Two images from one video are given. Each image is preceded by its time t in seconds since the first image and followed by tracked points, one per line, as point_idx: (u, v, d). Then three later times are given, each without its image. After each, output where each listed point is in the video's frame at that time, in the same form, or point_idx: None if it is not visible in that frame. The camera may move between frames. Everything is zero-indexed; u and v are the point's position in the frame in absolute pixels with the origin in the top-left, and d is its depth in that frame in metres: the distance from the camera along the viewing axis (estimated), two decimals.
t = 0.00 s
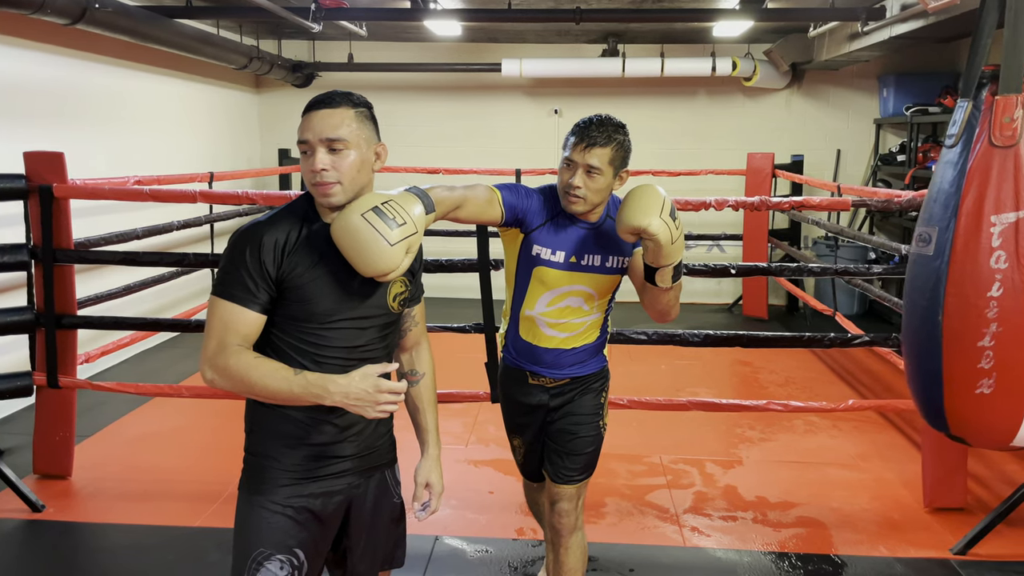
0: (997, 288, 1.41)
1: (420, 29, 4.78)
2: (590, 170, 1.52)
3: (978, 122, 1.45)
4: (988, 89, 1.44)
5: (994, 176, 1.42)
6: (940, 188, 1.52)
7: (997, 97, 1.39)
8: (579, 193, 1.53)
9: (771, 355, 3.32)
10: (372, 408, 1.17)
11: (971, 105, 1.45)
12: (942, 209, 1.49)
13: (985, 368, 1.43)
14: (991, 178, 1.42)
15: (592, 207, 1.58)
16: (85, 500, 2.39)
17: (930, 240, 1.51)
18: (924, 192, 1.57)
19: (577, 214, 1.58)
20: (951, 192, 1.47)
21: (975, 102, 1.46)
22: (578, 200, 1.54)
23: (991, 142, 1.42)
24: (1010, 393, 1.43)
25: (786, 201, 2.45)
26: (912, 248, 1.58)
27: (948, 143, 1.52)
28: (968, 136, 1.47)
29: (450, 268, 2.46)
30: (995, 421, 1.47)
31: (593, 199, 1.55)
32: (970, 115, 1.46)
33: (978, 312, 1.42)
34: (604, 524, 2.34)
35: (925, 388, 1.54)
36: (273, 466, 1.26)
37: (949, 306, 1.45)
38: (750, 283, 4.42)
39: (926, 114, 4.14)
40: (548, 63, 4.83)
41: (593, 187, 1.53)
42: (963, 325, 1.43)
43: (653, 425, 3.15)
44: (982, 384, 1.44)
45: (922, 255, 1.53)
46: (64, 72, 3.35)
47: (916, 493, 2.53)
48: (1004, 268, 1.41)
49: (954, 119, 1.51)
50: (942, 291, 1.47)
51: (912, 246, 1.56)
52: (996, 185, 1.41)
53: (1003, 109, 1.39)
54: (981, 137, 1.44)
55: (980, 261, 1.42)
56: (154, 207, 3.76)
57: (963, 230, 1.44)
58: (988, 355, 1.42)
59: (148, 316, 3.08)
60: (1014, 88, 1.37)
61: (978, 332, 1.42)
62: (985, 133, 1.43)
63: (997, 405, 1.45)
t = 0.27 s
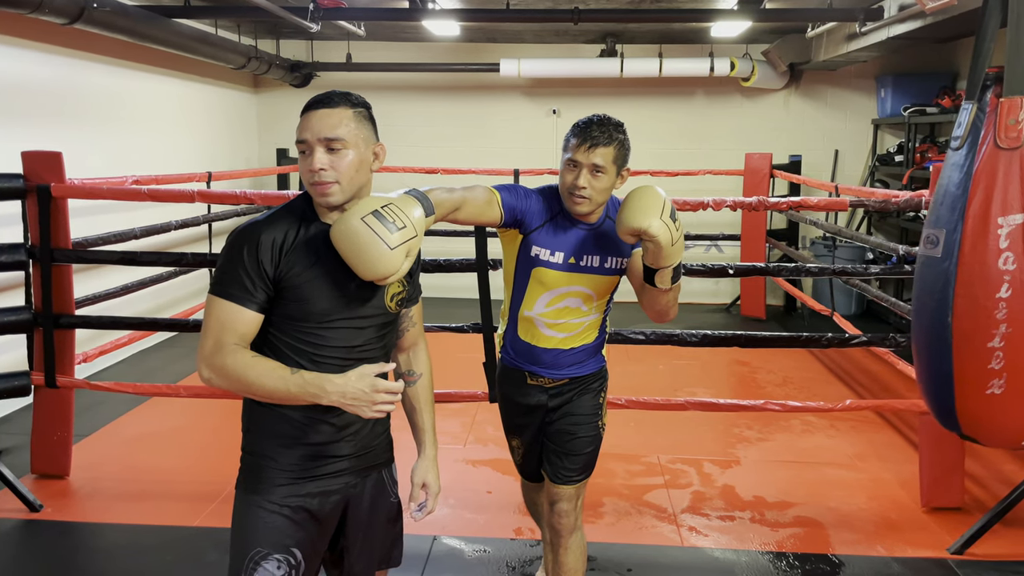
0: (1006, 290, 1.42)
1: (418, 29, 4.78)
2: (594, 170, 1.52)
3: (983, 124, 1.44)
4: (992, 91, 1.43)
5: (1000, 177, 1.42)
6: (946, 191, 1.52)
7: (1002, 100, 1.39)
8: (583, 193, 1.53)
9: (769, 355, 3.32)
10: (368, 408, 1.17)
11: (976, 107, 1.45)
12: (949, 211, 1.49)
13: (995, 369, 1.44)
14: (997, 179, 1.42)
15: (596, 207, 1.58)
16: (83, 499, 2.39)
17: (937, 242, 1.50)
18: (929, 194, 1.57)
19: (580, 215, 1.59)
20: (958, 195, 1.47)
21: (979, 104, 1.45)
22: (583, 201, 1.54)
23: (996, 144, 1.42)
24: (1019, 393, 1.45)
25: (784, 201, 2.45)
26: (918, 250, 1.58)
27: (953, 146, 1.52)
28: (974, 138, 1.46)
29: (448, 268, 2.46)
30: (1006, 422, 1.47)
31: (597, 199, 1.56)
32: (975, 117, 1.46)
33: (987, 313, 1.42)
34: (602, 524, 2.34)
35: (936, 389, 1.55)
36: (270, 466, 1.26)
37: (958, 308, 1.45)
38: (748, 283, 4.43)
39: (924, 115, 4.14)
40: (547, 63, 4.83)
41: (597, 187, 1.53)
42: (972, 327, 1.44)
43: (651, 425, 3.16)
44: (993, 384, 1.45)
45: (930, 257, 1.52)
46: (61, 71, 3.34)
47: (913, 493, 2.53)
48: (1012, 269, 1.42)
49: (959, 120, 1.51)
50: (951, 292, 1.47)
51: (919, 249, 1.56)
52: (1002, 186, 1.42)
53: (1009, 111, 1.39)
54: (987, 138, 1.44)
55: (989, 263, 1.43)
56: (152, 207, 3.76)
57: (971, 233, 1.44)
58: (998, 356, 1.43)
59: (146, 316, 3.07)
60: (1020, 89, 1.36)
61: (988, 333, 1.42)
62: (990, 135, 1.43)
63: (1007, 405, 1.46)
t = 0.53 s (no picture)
0: (1008, 290, 1.44)
1: (416, 28, 4.78)
2: (593, 169, 1.52)
3: (984, 125, 1.47)
4: (992, 91, 1.46)
5: (1001, 177, 1.44)
6: (948, 191, 1.55)
7: (1002, 101, 1.42)
8: (582, 192, 1.53)
9: (766, 355, 3.32)
10: (365, 407, 1.17)
11: (976, 107, 1.48)
12: (951, 211, 1.52)
13: (998, 367, 1.47)
14: (998, 179, 1.44)
15: (594, 207, 1.58)
16: (80, 499, 2.39)
17: (940, 242, 1.54)
18: (933, 194, 1.60)
19: (580, 214, 1.58)
20: (960, 195, 1.50)
21: (980, 105, 1.48)
22: (582, 200, 1.54)
23: (997, 144, 1.44)
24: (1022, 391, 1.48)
25: (781, 201, 2.45)
26: (923, 250, 1.61)
27: (955, 146, 1.55)
28: (974, 139, 1.49)
29: (446, 267, 2.45)
30: (1010, 419, 1.51)
31: (596, 199, 1.56)
32: (975, 117, 1.49)
33: (990, 313, 1.45)
34: (599, 524, 2.34)
35: (940, 386, 1.58)
36: (267, 465, 1.26)
37: (961, 307, 1.49)
38: (745, 283, 4.43)
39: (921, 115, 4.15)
40: (544, 63, 4.83)
41: (596, 186, 1.53)
42: (974, 327, 1.47)
43: (648, 425, 3.16)
44: (996, 383, 1.48)
45: (933, 257, 1.56)
46: (58, 70, 3.34)
47: (910, 493, 2.53)
48: (1014, 269, 1.44)
49: (960, 121, 1.54)
50: (953, 292, 1.50)
51: (922, 248, 1.59)
52: (1003, 186, 1.44)
53: (1008, 112, 1.41)
54: (987, 139, 1.46)
55: (991, 263, 1.45)
56: (149, 206, 3.75)
57: (972, 233, 1.47)
58: (1001, 355, 1.46)
59: (143, 316, 3.07)
60: (1019, 90, 1.39)
61: (990, 333, 1.45)
62: (991, 135, 1.45)
63: (1011, 402, 1.49)
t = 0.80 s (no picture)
0: (999, 289, 1.42)
1: (413, 27, 4.78)
2: (588, 168, 1.52)
3: (976, 125, 1.45)
4: (985, 92, 1.44)
5: (994, 177, 1.42)
6: (940, 191, 1.52)
7: (994, 101, 1.41)
8: (578, 191, 1.53)
9: (761, 354, 3.33)
10: (361, 406, 1.16)
11: (969, 107, 1.45)
12: (944, 211, 1.49)
13: (989, 366, 1.44)
14: (990, 179, 1.42)
15: (589, 205, 1.58)
16: (75, 498, 2.38)
17: (931, 242, 1.51)
18: (923, 194, 1.57)
19: (575, 213, 1.59)
20: (953, 195, 1.47)
21: (972, 105, 1.45)
22: (577, 199, 1.54)
23: (990, 145, 1.42)
24: (1014, 389, 1.45)
25: (777, 200, 2.45)
26: (913, 250, 1.58)
27: (947, 146, 1.52)
28: (967, 139, 1.47)
29: (442, 266, 2.45)
30: (1000, 417, 1.49)
31: (591, 197, 1.56)
32: (968, 117, 1.46)
33: (981, 312, 1.43)
34: (594, 522, 2.35)
35: (930, 384, 1.56)
36: (263, 464, 1.26)
37: (953, 306, 1.46)
38: (741, 281, 4.43)
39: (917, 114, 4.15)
40: (541, 62, 4.83)
41: (591, 185, 1.54)
42: (966, 325, 1.44)
43: (644, 423, 3.16)
44: (986, 381, 1.46)
45: (925, 256, 1.53)
46: (53, 68, 3.32)
47: (905, 491, 2.54)
48: (1005, 268, 1.41)
49: (951, 121, 1.51)
50: (945, 291, 1.48)
51: (913, 247, 1.56)
52: (996, 186, 1.42)
53: (1000, 112, 1.40)
54: (980, 140, 1.44)
55: (983, 262, 1.43)
56: (145, 205, 3.75)
57: (965, 233, 1.44)
58: (992, 353, 1.44)
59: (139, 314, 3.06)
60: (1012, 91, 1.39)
61: (982, 331, 1.43)
62: (984, 135, 1.44)
63: (1001, 400, 1.47)
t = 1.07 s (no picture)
0: (986, 286, 1.38)
1: (408, 24, 4.77)
2: (585, 165, 1.51)
3: (967, 123, 1.42)
4: (977, 90, 1.42)
5: (983, 176, 1.39)
6: (930, 187, 1.49)
7: (985, 99, 1.38)
8: (575, 188, 1.52)
9: (757, 352, 3.33)
10: (358, 404, 1.16)
11: (960, 105, 1.43)
12: (933, 208, 1.47)
13: (974, 362, 1.41)
14: (979, 177, 1.39)
15: (587, 202, 1.57)
16: (68, 496, 2.37)
17: (920, 238, 1.49)
18: (914, 190, 1.55)
19: (572, 210, 1.58)
20: (942, 192, 1.45)
21: (964, 102, 1.44)
22: (574, 196, 1.54)
23: (979, 143, 1.39)
24: (1000, 386, 1.42)
25: (773, 198, 2.45)
26: (903, 246, 1.56)
27: (938, 143, 1.50)
28: (957, 137, 1.45)
29: (438, 263, 2.45)
30: (985, 413, 1.46)
31: (588, 194, 1.55)
32: (959, 116, 1.44)
33: (968, 309, 1.39)
34: (590, 520, 2.34)
35: (916, 381, 1.53)
36: (259, 462, 1.25)
37: (940, 303, 1.43)
38: (736, 280, 4.44)
39: (912, 113, 4.16)
40: (537, 59, 4.83)
41: (588, 182, 1.53)
42: (952, 322, 1.41)
43: (640, 421, 3.16)
44: (971, 377, 1.42)
45: (914, 252, 1.50)
46: (47, 63, 3.31)
47: (900, 489, 2.54)
48: (992, 266, 1.37)
49: (944, 118, 1.49)
50: (933, 288, 1.44)
51: (902, 244, 1.54)
52: (985, 183, 1.38)
53: (991, 110, 1.37)
54: (970, 137, 1.42)
55: (970, 260, 1.39)
56: (139, 202, 3.73)
57: (953, 230, 1.41)
58: (978, 350, 1.40)
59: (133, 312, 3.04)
60: (1003, 89, 1.36)
61: (967, 328, 1.40)
62: (974, 133, 1.41)
63: (986, 397, 1.44)
